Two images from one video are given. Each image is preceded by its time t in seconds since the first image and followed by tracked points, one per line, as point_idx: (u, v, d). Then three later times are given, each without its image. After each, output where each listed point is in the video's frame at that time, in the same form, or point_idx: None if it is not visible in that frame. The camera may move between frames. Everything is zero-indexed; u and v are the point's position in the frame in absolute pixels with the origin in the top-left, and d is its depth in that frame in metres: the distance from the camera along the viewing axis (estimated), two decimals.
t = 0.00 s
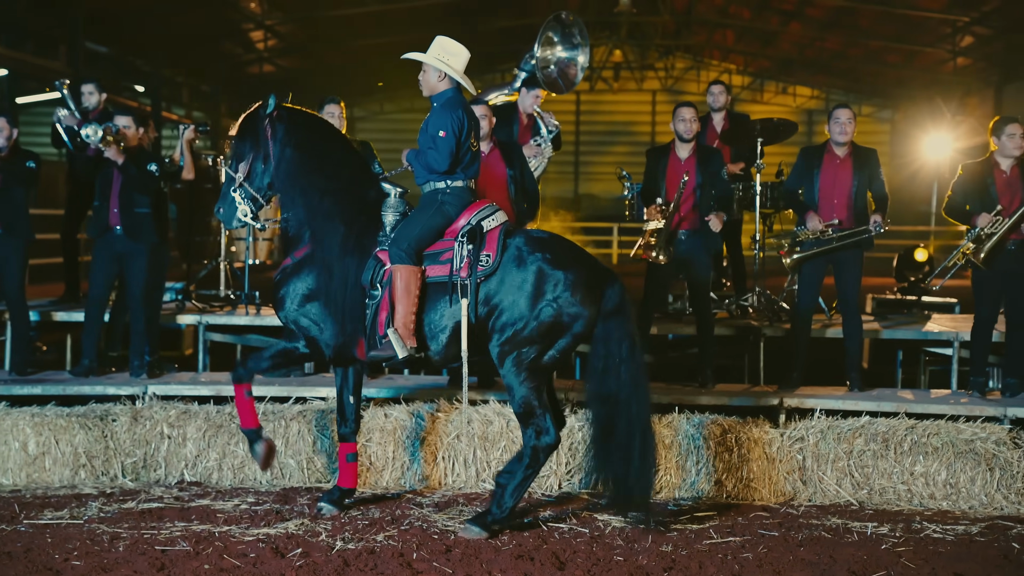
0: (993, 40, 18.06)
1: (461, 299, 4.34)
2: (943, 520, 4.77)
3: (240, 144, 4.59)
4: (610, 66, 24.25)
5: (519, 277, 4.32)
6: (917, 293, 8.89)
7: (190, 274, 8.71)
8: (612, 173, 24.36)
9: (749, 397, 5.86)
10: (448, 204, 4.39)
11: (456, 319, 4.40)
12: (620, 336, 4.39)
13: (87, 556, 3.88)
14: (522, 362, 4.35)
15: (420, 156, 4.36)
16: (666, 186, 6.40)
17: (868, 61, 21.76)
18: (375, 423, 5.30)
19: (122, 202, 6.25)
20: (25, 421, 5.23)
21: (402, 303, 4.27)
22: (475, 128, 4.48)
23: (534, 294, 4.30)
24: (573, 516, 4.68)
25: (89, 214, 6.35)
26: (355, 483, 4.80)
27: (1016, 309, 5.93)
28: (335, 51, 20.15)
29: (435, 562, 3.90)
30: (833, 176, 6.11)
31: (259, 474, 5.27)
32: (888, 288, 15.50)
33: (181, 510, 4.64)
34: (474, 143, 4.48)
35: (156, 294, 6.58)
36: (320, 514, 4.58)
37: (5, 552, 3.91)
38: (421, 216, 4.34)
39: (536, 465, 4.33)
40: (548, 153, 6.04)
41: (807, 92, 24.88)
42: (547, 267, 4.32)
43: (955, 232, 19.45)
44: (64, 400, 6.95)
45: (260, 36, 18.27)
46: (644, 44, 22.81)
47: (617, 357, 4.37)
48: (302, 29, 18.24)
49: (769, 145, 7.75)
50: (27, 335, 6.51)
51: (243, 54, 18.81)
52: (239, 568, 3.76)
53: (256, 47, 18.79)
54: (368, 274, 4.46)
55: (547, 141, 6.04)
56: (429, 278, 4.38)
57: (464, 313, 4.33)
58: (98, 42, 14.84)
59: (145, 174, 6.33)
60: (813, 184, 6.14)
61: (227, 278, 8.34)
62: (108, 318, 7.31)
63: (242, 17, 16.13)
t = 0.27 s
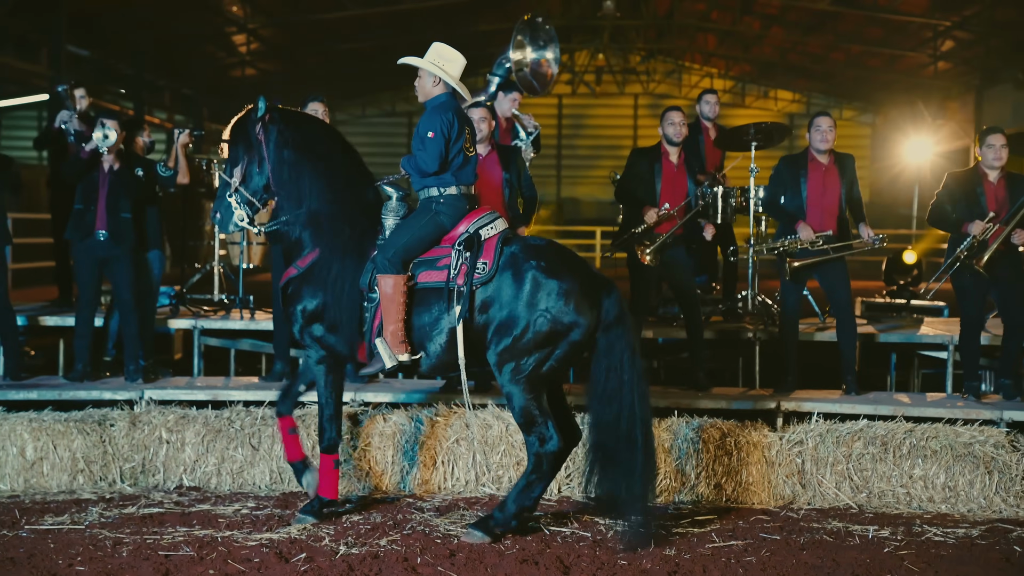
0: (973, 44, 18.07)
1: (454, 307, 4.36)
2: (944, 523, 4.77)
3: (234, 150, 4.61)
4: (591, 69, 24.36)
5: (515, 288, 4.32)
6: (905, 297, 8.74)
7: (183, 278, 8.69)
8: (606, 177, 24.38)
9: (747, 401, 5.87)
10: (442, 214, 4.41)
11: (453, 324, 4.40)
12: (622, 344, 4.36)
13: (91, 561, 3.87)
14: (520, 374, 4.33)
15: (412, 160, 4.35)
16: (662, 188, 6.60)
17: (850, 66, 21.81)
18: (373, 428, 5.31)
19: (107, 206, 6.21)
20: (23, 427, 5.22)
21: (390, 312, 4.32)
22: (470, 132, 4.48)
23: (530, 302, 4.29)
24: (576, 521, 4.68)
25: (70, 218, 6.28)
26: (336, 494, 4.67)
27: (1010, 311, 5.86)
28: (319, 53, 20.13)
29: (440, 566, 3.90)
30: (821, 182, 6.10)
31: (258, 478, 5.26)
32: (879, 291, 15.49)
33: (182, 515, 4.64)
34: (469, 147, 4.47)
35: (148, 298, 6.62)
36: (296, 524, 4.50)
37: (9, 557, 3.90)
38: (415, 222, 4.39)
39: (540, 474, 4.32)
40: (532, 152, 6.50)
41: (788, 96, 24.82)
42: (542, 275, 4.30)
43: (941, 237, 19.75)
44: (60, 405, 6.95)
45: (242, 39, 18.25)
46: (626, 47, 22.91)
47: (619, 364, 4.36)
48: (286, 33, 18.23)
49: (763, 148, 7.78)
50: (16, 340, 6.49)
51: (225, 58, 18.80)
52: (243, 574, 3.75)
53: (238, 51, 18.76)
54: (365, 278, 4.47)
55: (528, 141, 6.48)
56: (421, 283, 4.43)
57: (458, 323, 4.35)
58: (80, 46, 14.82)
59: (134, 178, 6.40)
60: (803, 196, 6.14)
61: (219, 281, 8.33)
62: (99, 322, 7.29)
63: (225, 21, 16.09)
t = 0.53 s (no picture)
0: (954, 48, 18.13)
1: (459, 310, 4.37)
2: (942, 524, 4.79)
3: (232, 149, 4.66)
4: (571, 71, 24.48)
5: (517, 289, 4.34)
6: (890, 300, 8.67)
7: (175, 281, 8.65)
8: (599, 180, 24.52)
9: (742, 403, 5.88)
10: (442, 215, 4.41)
11: (450, 327, 4.44)
12: (623, 347, 4.37)
13: (90, 565, 3.86)
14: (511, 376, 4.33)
15: (412, 169, 4.37)
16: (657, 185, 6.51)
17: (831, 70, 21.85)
18: (368, 431, 5.34)
19: (95, 208, 6.21)
20: (18, 430, 5.19)
21: (404, 309, 4.30)
22: (468, 137, 4.48)
23: (531, 310, 4.31)
24: (575, 523, 4.68)
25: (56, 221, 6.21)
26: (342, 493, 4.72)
27: (992, 312, 5.94)
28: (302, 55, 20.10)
29: (441, 569, 3.90)
30: (812, 183, 6.14)
31: (254, 482, 5.26)
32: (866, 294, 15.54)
33: (180, 519, 4.63)
34: (467, 153, 4.49)
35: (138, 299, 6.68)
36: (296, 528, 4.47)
37: (8, 562, 3.89)
38: (415, 224, 4.38)
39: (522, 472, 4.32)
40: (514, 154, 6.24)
41: (769, 100, 24.81)
42: (545, 286, 4.32)
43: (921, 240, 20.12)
44: (53, 410, 6.93)
45: (225, 41, 18.20)
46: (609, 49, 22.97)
47: (621, 369, 4.36)
48: (268, 35, 18.21)
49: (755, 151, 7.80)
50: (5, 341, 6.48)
51: (208, 60, 18.78)
52: None
53: (220, 53, 18.73)
54: (364, 280, 4.49)
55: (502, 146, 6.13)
56: (426, 287, 4.42)
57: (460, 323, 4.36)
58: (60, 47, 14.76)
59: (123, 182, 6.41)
60: (792, 194, 6.15)
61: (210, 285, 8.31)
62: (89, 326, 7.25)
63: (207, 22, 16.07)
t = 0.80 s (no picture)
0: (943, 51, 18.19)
1: (443, 312, 4.33)
2: (945, 526, 4.79)
3: (232, 150, 4.66)
4: (559, 74, 24.75)
5: (505, 296, 4.33)
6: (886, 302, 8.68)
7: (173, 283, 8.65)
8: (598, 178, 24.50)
9: (742, 405, 5.88)
10: (434, 217, 4.40)
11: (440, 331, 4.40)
12: (620, 350, 4.41)
13: (96, 568, 3.86)
14: (511, 383, 4.36)
15: (409, 167, 4.36)
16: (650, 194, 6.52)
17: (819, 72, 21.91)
18: (367, 432, 5.33)
19: (93, 212, 6.19)
20: (19, 433, 5.18)
21: (387, 318, 4.26)
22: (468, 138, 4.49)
23: (519, 313, 4.31)
24: (577, 525, 4.68)
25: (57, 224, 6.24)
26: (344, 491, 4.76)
27: (997, 316, 5.91)
28: (292, 57, 20.13)
29: (446, 571, 3.90)
30: (811, 189, 6.16)
31: (256, 484, 5.26)
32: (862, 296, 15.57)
33: (184, 521, 4.63)
34: (467, 154, 4.50)
35: (137, 302, 6.65)
36: (307, 524, 4.55)
37: (12, 564, 3.89)
38: (408, 226, 4.36)
39: (528, 484, 4.32)
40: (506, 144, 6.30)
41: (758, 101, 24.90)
42: (534, 287, 4.31)
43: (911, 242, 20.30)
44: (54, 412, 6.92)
45: (215, 43, 18.22)
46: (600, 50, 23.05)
47: (618, 370, 4.39)
48: (258, 37, 18.23)
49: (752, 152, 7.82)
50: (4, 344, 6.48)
51: (197, 61, 18.87)
52: None
53: (209, 55, 18.80)
54: (354, 284, 4.43)
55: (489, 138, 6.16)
56: (413, 292, 4.40)
57: (443, 330, 4.33)
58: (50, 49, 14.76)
59: (120, 184, 6.39)
60: (791, 198, 6.19)
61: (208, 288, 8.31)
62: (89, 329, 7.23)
63: (197, 24, 16.13)
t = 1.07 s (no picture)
0: (932, 52, 18.22)
1: (437, 310, 4.35)
2: (945, 526, 4.80)
3: (221, 162, 4.55)
4: (549, 74, 25.11)
5: (501, 290, 4.34)
6: (881, 302, 8.81)
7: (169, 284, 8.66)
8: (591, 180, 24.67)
9: (742, 405, 5.87)
10: (426, 220, 4.43)
11: (436, 328, 4.39)
12: (611, 339, 4.42)
13: (99, 569, 3.86)
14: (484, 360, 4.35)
15: (401, 173, 4.33)
16: (651, 193, 6.51)
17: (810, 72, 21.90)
18: (370, 432, 5.36)
19: (100, 214, 6.18)
20: (19, 434, 5.19)
21: (377, 313, 4.29)
22: (462, 141, 4.50)
23: (512, 309, 4.31)
24: (580, 526, 4.67)
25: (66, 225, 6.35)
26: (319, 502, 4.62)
27: (1001, 317, 5.91)
28: (282, 58, 20.12)
29: (450, 572, 3.90)
30: (818, 189, 6.23)
31: (256, 485, 5.26)
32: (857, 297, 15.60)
33: (185, 523, 4.63)
34: (458, 157, 4.49)
35: (141, 304, 6.63)
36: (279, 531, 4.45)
37: (15, 566, 3.88)
38: (395, 225, 4.41)
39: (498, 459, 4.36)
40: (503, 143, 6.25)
41: (748, 102, 25.51)
42: (528, 284, 4.33)
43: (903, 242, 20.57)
44: (53, 413, 6.91)
45: (205, 43, 18.18)
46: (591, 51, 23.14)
47: (610, 360, 4.41)
48: (248, 37, 18.22)
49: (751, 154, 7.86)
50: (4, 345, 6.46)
51: (186, 62, 18.84)
52: None
53: (198, 55, 18.77)
54: (348, 285, 4.43)
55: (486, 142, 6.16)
56: (405, 287, 4.41)
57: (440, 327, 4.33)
58: (40, 50, 14.73)
59: (121, 182, 6.27)
60: (797, 196, 6.30)
61: (206, 288, 8.30)
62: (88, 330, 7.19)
63: (186, 24, 16.13)
